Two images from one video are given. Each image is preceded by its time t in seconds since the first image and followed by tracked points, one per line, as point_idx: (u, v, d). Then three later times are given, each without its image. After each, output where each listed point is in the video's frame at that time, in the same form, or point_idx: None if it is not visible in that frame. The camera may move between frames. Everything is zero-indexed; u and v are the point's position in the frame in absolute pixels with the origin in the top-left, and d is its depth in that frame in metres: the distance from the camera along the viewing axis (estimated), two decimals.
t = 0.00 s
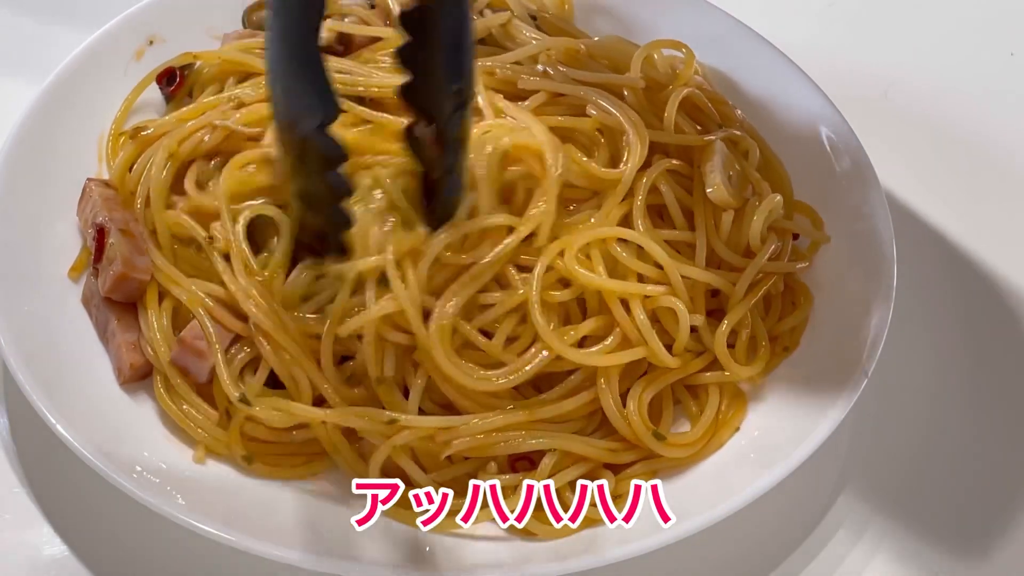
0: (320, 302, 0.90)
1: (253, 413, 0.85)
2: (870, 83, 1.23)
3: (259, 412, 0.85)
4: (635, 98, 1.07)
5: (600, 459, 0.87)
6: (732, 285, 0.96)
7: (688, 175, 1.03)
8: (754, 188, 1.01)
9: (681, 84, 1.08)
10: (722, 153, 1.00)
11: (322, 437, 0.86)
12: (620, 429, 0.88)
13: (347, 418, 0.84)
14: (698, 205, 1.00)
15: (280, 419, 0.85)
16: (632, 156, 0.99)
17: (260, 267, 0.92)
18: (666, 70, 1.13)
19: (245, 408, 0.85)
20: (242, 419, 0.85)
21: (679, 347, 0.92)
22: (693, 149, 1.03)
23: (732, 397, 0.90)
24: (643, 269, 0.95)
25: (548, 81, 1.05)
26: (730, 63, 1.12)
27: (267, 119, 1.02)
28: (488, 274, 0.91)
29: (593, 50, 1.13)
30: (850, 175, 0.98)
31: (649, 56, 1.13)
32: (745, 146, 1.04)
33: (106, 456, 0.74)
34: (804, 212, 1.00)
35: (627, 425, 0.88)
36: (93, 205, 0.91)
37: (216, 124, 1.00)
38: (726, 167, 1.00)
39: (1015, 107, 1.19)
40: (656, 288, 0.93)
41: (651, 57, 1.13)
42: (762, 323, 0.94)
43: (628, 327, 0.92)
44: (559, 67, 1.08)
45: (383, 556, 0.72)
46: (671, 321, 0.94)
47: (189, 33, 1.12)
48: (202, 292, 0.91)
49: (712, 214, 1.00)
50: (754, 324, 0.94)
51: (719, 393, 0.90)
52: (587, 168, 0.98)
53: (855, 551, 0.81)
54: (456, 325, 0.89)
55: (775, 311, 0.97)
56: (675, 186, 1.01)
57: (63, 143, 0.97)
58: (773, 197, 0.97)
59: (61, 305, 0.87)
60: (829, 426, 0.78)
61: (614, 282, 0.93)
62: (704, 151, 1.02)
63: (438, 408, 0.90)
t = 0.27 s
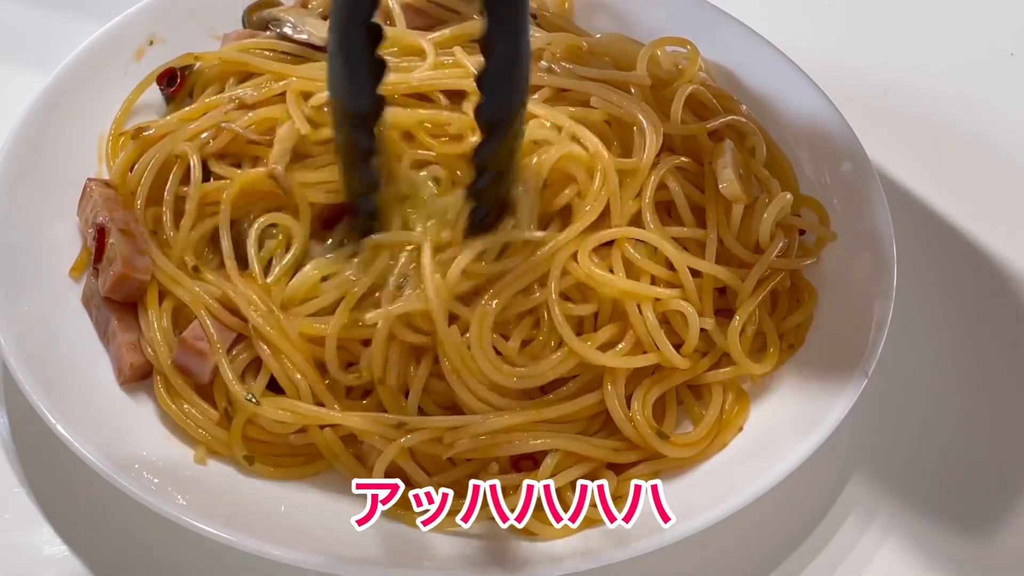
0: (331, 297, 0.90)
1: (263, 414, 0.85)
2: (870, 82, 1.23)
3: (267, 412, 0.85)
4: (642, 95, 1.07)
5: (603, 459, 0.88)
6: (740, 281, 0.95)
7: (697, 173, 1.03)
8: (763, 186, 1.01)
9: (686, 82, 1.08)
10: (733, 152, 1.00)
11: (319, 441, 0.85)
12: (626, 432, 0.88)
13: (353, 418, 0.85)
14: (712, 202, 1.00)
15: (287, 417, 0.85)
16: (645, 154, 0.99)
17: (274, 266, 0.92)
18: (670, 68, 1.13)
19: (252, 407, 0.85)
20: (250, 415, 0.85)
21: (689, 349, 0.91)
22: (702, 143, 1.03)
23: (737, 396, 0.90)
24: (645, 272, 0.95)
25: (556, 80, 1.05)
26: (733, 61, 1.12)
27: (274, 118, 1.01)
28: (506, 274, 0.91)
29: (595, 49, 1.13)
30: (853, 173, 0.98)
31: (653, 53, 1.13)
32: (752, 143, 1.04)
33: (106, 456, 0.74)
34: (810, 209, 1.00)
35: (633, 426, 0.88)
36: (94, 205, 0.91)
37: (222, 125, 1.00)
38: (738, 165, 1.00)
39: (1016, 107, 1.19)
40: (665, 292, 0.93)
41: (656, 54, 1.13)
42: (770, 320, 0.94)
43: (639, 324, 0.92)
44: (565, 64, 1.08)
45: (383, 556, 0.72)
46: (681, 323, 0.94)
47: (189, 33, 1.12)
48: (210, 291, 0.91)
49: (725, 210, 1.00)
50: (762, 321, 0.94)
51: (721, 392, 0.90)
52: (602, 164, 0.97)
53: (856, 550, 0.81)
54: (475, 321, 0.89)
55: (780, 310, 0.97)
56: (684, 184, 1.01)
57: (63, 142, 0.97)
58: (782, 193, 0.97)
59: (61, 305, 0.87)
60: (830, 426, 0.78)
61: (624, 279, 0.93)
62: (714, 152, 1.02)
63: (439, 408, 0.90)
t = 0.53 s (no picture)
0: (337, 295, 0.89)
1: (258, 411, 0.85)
2: (871, 82, 1.23)
3: (262, 409, 0.85)
4: (645, 101, 1.07)
5: (600, 459, 0.87)
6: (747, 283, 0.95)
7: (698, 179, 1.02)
8: (766, 189, 1.01)
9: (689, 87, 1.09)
10: (740, 156, 1.01)
11: (319, 442, 0.85)
12: (625, 437, 0.87)
13: (345, 418, 0.85)
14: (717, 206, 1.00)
15: (281, 414, 0.85)
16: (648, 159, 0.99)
17: (269, 262, 0.91)
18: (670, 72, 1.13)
19: (247, 406, 0.85)
20: (245, 413, 0.85)
21: (694, 354, 0.91)
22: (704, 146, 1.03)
23: (737, 397, 0.90)
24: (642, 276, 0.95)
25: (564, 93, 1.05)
26: (732, 61, 1.11)
27: (286, 119, 1.02)
28: (513, 278, 0.91)
29: (596, 54, 1.13)
30: (854, 173, 0.98)
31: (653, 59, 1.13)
32: (756, 146, 1.04)
33: (105, 456, 0.74)
34: (814, 208, 1.00)
35: (632, 430, 0.88)
36: (93, 205, 0.91)
37: (240, 118, 1.00)
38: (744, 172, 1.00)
39: (1015, 107, 1.19)
40: (676, 304, 0.92)
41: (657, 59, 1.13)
42: (774, 320, 0.94)
43: (643, 328, 0.92)
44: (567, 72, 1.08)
45: (382, 556, 0.72)
46: (686, 331, 0.93)
47: (189, 33, 1.13)
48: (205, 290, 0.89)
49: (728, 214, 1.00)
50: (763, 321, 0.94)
51: (724, 392, 0.90)
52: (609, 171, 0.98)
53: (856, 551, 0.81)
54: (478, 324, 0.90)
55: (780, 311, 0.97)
56: (689, 188, 1.00)
57: (63, 143, 0.97)
58: (789, 198, 0.97)
59: (61, 305, 0.87)
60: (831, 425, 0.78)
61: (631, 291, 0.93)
62: (715, 158, 1.02)
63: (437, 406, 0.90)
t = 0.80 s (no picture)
0: (335, 296, 0.88)
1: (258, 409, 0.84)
2: (871, 81, 1.23)
3: (264, 408, 0.84)
4: (643, 100, 1.06)
5: (601, 460, 0.87)
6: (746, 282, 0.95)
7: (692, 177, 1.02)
8: (765, 187, 1.01)
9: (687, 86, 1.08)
10: (738, 155, 1.00)
11: (314, 446, 0.84)
12: (627, 438, 0.87)
13: (345, 420, 0.84)
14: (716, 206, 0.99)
15: (284, 414, 0.84)
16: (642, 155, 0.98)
17: (275, 273, 0.91)
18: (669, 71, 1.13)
19: (248, 405, 0.84)
20: (246, 413, 0.84)
21: (694, 354, 0.90)
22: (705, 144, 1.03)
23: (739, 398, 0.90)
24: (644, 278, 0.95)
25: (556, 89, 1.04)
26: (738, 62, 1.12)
27: (283, 116, 1.03)
28: (509, 278, 0.91)
29: (596, 51, 1.13)
30: (855, 174, 0.98)
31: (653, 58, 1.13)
32: (755, 144, 1.04)
33: (106, 456, 0.74)
34: (815, 207, 1.00)
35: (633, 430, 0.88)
36: (93, 205, 0.91)
37: (237, 117, 1.01)
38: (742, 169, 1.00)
39: (1014, 107, 1.19)
40: (671, 300, 0.93)
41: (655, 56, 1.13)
42: (773, 319, 0.93)
43: (642, 327, 0.91)
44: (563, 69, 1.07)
45: (384, 556, 0.72)
46: (685, 330, 0.94)
47: (188, 34, 1.13)
48: (207, 296, 0.89)
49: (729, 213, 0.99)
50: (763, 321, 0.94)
51: (725, 397, 0.91)
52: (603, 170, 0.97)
53: (861, 551, 0.80)
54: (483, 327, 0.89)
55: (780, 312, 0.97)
56: (686, 186, 1.00)
57: (63, 143, 0.97)
58: (786, 198, 0.98)
59: (61, 305, 0.87)
60: (832, 423, 0.78)
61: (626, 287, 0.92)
62: (711, 157, 1.02)
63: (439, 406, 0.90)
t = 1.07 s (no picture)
0: (335, 298, 0.88)
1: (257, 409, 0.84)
2: (871, 79, 1.23)
3: (264, 408, 0.84)
4: (642, 100, 1.06)
5: (601, 460, 0.87)
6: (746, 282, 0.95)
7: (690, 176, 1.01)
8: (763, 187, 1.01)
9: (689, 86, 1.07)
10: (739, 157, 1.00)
11: (313, 446, 0.84)
12: (627, 438, 0.87)
13: (345, 420, 0.84)
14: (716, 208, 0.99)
15: (285, 413, 0.85)
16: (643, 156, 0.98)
17: (276, 274, 0.91)
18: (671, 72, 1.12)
19: (249, 405, 0.84)
20: (246, 413, 0.84)
21: (694, 354, 0.91)
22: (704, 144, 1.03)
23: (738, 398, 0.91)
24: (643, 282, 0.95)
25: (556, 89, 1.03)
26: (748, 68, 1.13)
27: (281, 117, 1.03)
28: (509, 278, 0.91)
29: (596, 52, 1.11)
30: (858, 181, 1.00)
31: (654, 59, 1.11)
32: (755, 145, 1.03)
33: (107, 456, 0.74)
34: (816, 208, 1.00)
35: (632, 429, 0.88)
36: (93, 205, 0.91)
37: (236, 117, 1.00)
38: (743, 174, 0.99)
39: (1014, 107, 1.19)
40: (670, 300, 0.93)
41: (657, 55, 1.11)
42: (773, 319, 0.94)
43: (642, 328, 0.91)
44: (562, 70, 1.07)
45: (385, 556, 0.72)
46: (685, 329, 0.94)
47: (188, 34, 1.12)
48: (207, 296, 0.89)
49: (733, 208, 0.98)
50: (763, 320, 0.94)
51: (726, 395, 0.91)
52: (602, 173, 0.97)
53: (856, 552, 0.81)
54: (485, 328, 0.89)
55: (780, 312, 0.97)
56: (685, 186, 0.99)
57: (63, 143, 0.97)
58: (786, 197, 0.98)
59: (61, 305, 0.87)
60: (833, 423, 0.78)
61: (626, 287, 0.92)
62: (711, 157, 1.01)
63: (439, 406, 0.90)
